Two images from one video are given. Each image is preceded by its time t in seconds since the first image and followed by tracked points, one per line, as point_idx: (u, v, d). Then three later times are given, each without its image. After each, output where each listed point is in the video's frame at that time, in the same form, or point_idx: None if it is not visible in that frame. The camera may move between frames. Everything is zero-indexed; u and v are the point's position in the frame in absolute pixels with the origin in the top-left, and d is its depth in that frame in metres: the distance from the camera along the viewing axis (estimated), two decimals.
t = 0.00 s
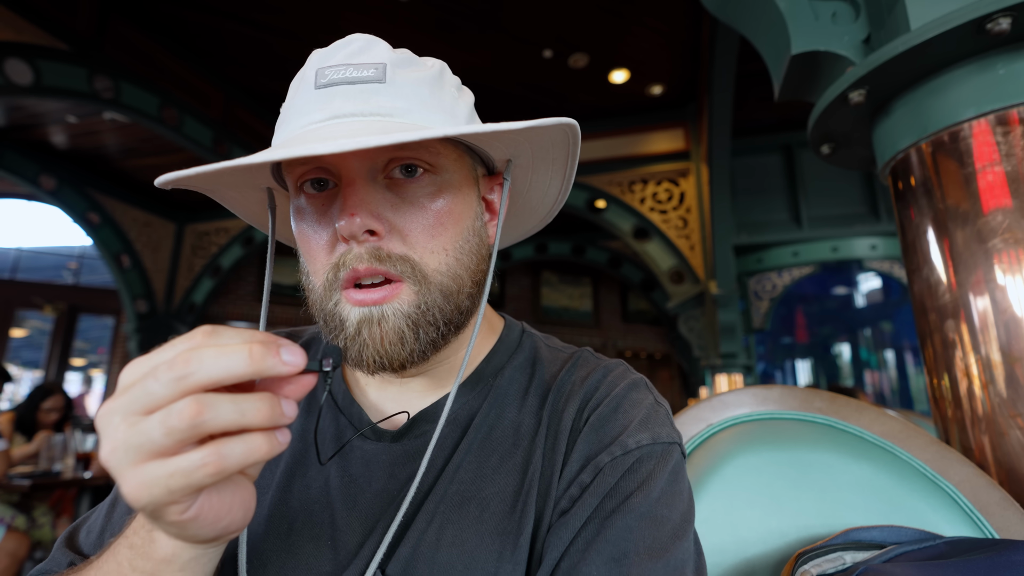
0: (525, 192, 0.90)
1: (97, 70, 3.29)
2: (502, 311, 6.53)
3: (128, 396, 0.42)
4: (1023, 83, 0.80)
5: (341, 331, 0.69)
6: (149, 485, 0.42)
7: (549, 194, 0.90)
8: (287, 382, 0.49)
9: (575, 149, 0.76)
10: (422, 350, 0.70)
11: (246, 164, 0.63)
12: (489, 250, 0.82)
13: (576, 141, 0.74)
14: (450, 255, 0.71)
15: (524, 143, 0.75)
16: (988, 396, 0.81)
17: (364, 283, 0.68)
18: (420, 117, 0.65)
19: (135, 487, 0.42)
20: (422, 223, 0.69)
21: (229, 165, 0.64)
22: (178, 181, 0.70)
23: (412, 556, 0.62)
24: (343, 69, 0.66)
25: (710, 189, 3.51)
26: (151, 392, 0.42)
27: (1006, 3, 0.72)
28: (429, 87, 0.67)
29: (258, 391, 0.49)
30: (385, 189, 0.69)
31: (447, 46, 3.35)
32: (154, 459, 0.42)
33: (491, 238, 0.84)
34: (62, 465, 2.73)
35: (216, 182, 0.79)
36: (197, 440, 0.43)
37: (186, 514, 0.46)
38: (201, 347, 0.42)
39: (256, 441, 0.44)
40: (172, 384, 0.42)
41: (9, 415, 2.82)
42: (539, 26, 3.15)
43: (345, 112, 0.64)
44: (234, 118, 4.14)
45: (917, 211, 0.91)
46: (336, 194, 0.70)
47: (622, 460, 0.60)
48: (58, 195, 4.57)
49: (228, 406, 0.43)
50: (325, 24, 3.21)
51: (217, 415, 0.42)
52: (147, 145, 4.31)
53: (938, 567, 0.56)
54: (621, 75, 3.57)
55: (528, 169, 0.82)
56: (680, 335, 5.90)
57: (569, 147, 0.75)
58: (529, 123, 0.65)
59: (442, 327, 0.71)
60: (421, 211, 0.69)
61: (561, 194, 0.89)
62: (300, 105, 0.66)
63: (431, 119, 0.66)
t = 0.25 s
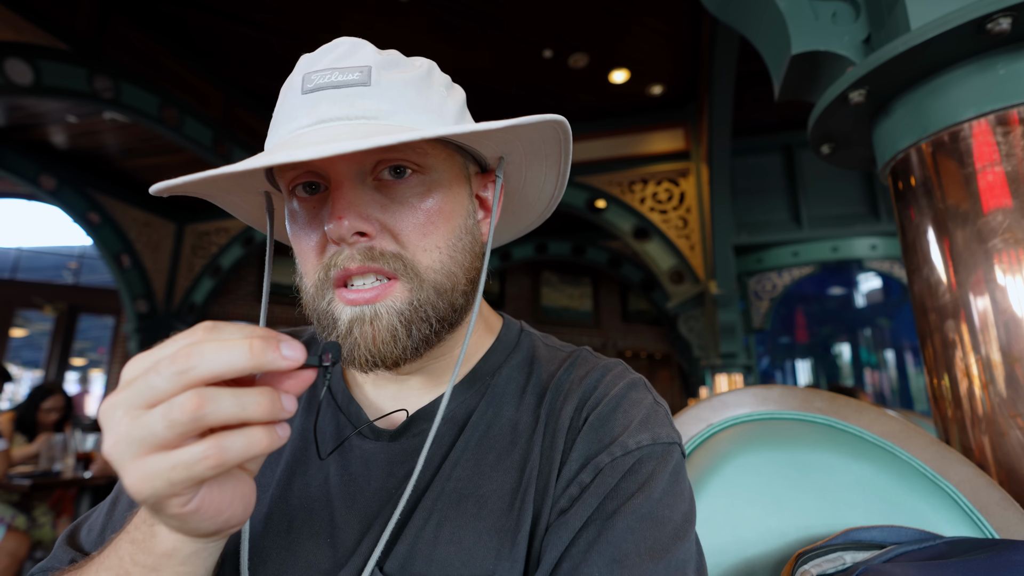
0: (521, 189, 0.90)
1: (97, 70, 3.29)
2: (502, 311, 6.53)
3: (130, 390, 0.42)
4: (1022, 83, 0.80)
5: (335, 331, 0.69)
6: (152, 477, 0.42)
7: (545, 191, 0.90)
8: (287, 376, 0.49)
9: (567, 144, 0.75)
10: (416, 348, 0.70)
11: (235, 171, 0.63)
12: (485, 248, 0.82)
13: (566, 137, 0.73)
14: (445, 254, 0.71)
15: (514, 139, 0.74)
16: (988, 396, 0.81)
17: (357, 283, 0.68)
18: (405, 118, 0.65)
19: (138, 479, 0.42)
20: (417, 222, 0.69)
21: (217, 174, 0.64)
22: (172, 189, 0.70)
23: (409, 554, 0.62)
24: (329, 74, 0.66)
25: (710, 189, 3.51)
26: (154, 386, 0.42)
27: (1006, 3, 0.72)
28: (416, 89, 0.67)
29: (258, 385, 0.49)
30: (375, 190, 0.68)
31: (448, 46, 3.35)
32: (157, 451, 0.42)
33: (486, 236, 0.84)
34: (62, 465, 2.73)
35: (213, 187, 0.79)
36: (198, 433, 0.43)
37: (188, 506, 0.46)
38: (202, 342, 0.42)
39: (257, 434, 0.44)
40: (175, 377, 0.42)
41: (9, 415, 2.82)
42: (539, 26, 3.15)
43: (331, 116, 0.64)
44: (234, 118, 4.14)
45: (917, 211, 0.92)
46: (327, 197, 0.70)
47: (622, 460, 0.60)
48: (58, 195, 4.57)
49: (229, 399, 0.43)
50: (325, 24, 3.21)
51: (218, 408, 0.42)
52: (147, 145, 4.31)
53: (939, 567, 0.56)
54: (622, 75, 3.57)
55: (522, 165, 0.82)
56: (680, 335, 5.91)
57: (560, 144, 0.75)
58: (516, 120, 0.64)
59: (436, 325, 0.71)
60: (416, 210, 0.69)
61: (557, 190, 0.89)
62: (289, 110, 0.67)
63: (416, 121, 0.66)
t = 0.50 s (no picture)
0: (519, 189, 0.90)
1: (97, 70, 3.29)
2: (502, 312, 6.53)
3: (121, 392, 0.42)
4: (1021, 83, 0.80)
5: (332, 331, 0.69)
6: (143, 480, 0.42)
7: (543, 190, 0.90)
8: (279, 378, 0.49)
9: (564, 141, 0.75)
10: (412, 347, 0.70)
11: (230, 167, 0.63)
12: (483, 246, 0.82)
13: (563, 134, 0.73)
14: (441, 253, 0.71)
15: (510, 137, 0.74)
16: (988, 396, 0.81)
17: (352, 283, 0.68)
18: (400, 115, 0.65)
19: (129, 482, 0.42)
20: (413, 222, 0.69)
21: (210, 168, 0.64)
22: (169, 184, 0.70)
23: (411, 558, 0.62)
24: (325, 72, 0.66)
25: (711, 189, 3.50)
26: (145, 388, 0.42)
27: (1007, 3, 0.72)
28: (412, 86, 0.67)
29: (251, 387, 0.49)
30: (370, 187, 0.68)
31: (448, 46, 3.35)
32: (149, 454, 0.42)
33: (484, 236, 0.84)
34: (62, 465, 2.73)
35: (212, 186, 0.79)
36: (190, 434, 0.43)
37: (181, 509, 0.46)
38: (192, 343, 0.42)
39: (249, 437, 0.44)
40: (164, 379, 0.42)
41: (9, 415, 2.82)
42: (539, 26, 3.15)
43: (327, 113, 0.64)
44: (234, 119, 4.14)
45: (916, 211, 0.91)
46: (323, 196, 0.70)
47: (618, 459, 0.60)
48: (58, 195, 4.57)
49: (219, 401, 0.43)
50: (325, 24, 3.21)
51: (208, 410, 0.42)
52: (147, 145, 4.31)
53: (939, 567, 0.56)
54: (622, 75, 3.57)
55: (519, 165, 0.82)
56: (680, 336, 5.91)
57: (557, 142, 0.75)
58: (509, 113, 0.64)
59: (433, 324, 0.71)
60: (412, 209, 0.69)
61: (554, 190, 0.89)
62: (285, 109, 0.67)
63: (412, 117, 0.65)
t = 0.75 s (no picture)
0: (519, 189, 0.90)
1: (97, 70, 3.30)
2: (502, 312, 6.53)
3: (121, 396, 0.42)
4: (1022, 83, 0.80)
5: (332, 329, 0.69)
6: (141, 485, 0.42)
7: (543, 190, 0.90)
8: (279, 382, 0.49)
9: (565, 141, 0.75)
10: (412, 345, 0.70)
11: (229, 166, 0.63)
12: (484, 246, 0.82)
13: (565, 134, 0.74)
14: (443, 253, 0.71)
15: (511, 135, 0.74)
16: (988, 396, 0.81)
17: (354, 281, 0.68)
18: (402, 114, 0.65)
19: (129, 486, 0.42)
20: (415, 221, 0.69)
21: (211, 167, 0.64)
22: (168, 185, 0.70)
23: (414, 559, 0.62)
24: (326, 70, 0.66)
25: (711, 189, 3.50)
26: (143, 392, 0.42)
27: (1006, 3, 0.72)
28: (413, 86, 0.67)
29: (251, 391, 0.49)
30: (371, 187, 0.69)
31: (447, 47, 3.35)
32: (147, 459, 0.42)
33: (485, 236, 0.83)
34: (62, 465, 2.72)
35: (212, 186, 0.79)
36: (190, 439, 0.43)
37: (180, 513, 0.46)
38: (192, 347, 0.42)
39: (249, 441, 0.44)
40: (163, 384, 0.42)
41: (9, 415, 2.82)
42: (539, 26, 3.15)
43: (327, 113, 0.64)
44: (234, 118, 4.14)
45: (917, 211, 0.91)
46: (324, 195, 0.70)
47: (622, 460, 0.60)
48: (58, 195, 4.57)
49: (219, 406, 0.42)
50: (324, 24, 3.21)
51: (208, 414, 0.42)
52: (147, 144, 4.31)
53: (938, 567, 0.56)
54: (622, 75, 3.57)
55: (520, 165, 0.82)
56: (680, 336, 5.91)
57: (558, 141, 0.76)
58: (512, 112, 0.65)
59: (435, 324, 0.71)
60: (414, 209, 0.69)
61: (556, 189, 0.89)
62: (285, 108, 0.67)
63: (413, 116, 0.65)
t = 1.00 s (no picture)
0: (520, 190, 0.90)
1: (97, 70, 3.30)
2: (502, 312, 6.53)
3: (123, 404, 0.42)
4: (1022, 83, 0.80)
5: (336, 329, 0.69)
6: (143, 495, 0.42)
7: (545, 191, 0.91)
8: (282, 389, 0.49)
9: (568, 141, 0.75)
10: (417, 347, 0.70)
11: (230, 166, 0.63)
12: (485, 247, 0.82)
13: (568, 134, 0.74)
14: (445, 254, 0.71)
15: (516, 135, 0.74)
16: (988, 396, 0.81)
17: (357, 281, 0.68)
18: (407, 113, 0.65)
19: (130, 496, 0.42)
20: (417, 222, 0.69)
21: (215, 165, 0.64)
22: (168, 184, 0.70)
23: (416, 560, 0.62)
24: (330, 68, 0.66)
25: (711, 189, 3.50)
26: (145, 401, 0.42)
27: (1006, 3, 0.72)
28: (418, 84, 0.67)
29: (253, 399, 0.49)
30: (376, 186, 0.69)
31: (447, 47, 3.35)
32: (149, 468, 0.42)
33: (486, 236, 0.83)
34: (62, 465, 2.72)
35: (212, 185, 0.79)
36: (192, 448, 0.43)
37: (182, 523, 0.46)
38: (194, 355, 0.42)
39: (251, 449, 0.44)
40: (166, 393, 0.42)
41: (8, 415, 2.82)
42: (539, 26, 3.15)
43: (332, 110, 0.64)
44: (234, 118, 4.14)
45: (917, 211, 0.91)
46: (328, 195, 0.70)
47: (624, 462, 0.60)
48: (58, 195, 4.57)
49: (222, 414, 0.42)
50: (324, 24, 3.21)
51: (210, 423, 0.42)
52: (147, 144, 4.31)
53: (938, 567, 0.56)
54: (622, 75, 3.57)
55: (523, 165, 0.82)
56: (680, 336, 5.90)
57: (562, 142, 0.76)
58: (517, 112, 0.64)
59: (436, 324, 0.71)
60: (416, 211, 0.69)
61: (557, 189, 0.89)
62: (289, 106, 0.66)
63: (419, 115, 0.65)
